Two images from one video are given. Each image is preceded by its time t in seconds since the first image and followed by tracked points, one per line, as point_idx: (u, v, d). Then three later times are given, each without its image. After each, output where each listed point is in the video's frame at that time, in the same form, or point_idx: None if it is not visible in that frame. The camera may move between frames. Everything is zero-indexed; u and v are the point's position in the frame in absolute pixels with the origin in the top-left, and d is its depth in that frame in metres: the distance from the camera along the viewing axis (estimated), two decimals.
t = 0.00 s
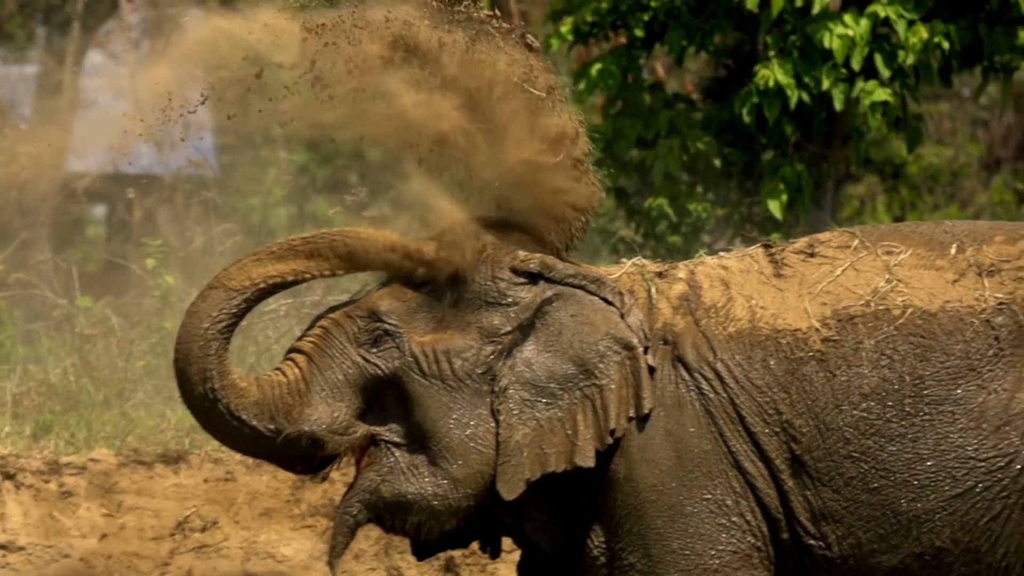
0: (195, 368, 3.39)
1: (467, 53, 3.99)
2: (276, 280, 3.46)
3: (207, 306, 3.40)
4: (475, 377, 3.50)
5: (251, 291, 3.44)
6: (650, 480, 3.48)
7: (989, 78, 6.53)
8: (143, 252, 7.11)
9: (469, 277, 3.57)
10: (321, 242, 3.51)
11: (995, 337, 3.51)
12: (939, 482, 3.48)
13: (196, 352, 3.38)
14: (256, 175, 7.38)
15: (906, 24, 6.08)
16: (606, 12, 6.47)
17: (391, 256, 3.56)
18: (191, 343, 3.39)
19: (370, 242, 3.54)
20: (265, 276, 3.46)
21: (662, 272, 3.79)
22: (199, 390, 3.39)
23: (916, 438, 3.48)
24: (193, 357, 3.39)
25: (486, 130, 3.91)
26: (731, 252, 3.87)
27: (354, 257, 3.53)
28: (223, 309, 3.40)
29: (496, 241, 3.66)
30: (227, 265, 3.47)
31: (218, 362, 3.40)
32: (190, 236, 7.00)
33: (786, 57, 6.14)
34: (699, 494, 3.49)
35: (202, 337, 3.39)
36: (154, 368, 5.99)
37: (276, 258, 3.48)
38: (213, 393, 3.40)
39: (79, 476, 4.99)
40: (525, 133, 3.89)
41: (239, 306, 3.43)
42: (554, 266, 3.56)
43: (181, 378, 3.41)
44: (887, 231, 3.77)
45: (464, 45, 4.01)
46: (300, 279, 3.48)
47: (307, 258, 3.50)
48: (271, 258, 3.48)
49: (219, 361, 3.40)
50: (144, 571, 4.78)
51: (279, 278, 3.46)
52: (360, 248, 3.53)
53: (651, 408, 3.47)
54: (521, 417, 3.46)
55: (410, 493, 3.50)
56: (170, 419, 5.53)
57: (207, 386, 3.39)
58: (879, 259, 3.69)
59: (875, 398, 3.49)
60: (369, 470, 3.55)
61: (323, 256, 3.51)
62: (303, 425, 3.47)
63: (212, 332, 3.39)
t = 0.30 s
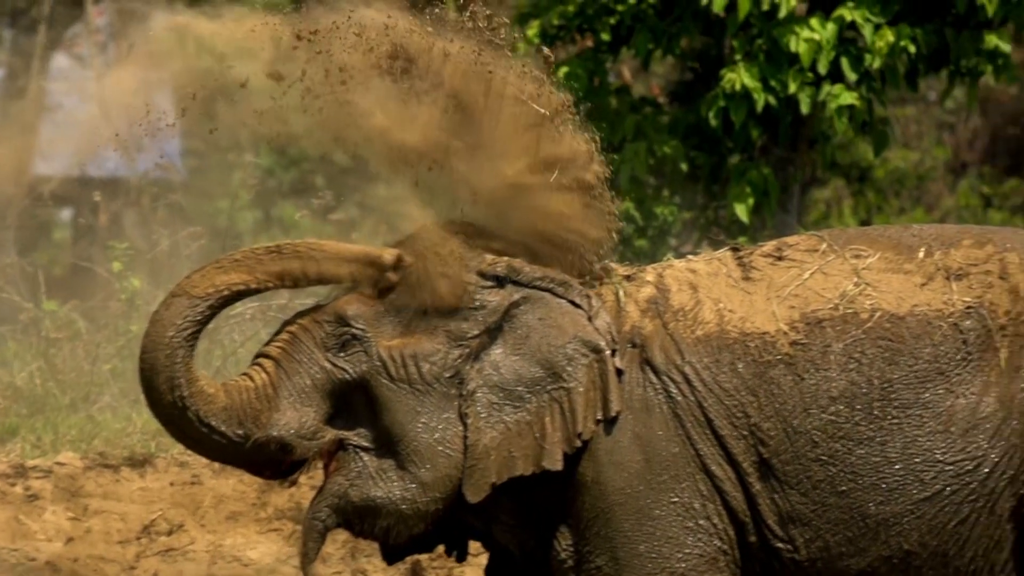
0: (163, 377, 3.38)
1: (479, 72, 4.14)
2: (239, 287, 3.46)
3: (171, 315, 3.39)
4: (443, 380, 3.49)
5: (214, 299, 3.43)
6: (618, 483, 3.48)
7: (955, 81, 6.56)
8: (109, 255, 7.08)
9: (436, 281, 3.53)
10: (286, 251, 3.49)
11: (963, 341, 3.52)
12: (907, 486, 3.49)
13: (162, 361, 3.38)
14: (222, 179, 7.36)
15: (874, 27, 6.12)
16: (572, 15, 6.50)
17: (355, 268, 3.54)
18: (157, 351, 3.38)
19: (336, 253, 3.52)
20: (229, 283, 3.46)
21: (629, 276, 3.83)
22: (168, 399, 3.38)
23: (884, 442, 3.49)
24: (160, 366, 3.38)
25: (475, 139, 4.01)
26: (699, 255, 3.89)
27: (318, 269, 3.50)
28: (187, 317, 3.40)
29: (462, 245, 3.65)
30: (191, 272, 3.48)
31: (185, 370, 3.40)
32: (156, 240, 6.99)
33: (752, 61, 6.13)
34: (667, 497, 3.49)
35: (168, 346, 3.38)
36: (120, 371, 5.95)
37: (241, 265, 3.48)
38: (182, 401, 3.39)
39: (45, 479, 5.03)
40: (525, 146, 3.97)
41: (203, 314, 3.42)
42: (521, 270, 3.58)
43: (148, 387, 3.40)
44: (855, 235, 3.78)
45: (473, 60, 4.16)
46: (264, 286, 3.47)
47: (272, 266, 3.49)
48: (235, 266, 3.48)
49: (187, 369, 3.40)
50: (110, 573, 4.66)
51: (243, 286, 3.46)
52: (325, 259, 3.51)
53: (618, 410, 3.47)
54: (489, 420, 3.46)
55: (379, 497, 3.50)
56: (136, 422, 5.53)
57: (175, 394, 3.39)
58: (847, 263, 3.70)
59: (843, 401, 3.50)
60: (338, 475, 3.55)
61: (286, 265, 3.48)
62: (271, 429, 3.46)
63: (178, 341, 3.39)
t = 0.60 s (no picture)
0: (136, 384, 3.37)
1: (493, 92, 4.30)
2: (209, 293, 3.45)
3: (143, 322, 3.39)
4: (419, 383, 3.49)
5: (184, 305, 3.42)
6: (594, 484, 3.48)
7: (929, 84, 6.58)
8: (83, 257, 7.05)
9: (411, 284, 3.55)
10: (258, 255, 3.51)
11: (939, 343, 3.54)
12: (883, 487, 3.51)
13: (136, 368, 3.37)
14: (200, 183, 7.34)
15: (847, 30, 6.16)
16: (547, 18, 6.45)
17: (325, 272, 3.56)
18: (131, 358, 3.38)
19: (306, 257, 3.54)
20: (200, 289, 3.45)
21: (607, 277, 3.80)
22: (143, 405, 3.37)
23: (861, 444, 3.50)
24: (134, 373, 3.38)
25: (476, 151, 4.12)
26: (676, 257, 3.90)
27: (289, 273, 3.52)
28: (159, 323, 3.39)
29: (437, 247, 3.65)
30: (161, 279, 3.47)
31: (160, 377, 3.39)
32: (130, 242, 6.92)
33: (726, 62, 6.15)
34: (643, 499, 3.50)
35: (141, 353, 3.38)
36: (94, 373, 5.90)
37: (211, 271, 3.48)
38: (158, 407, 3.38)
39: (19, 481, 5.01)
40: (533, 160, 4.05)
41: (174, 319, 3.42)
42: (497, 271, 3.57)
43: (122, 395, 3.40)
44: (832, 237, 3.79)
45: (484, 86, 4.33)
46: (236, 291, 3.48)
47: (243, 270, 3.50)
48: (205, 270, 3.48)
49: (161, 375, 3.39)
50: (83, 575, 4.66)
51: (214, 292, 3.46)
52: (295, 262, 3.53)
53: (594, 412, 3.46)
54: (466, 422, 3.46)
55: (355, 500, 3.49)
56: (111, 424, 5.52)
57: (151, 400, 3.38)
58: (823, 265, 3.71)
59: (820, 403, 3.51)
60: (315, 478, 3.54)
61: (258, 268, 3.50)
62: (248, 433, 3.45)
63: (151, 347, 3.38)
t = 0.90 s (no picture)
0: (113, 390, 3.36)
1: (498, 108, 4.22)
2: (182, 297, 3.42)
3: (116, 328, 3.36)
4: (397, 384, 3.48)
5: (155, 310, 3.40)
6: (572, 483, 3.48)
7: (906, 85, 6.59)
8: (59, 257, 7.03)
9: (389, 284, 3.54)
10: (228, 258, 3.49)
11: (918, 343, 3.55)
12: (862, 487, 3.52)
13: (112, 375, 3.35)
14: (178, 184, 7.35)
15: (824, 31, 6.17)
16: (524, 18, 6.47)
17: (296, 271, 3.51)
18: (106, 366, 3.35)
19: (276, 257, 3.50)
20: (171, 294, 3.42)
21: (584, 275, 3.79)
22: (121, 411, 3.36)
23: (839, 443, 3.52)
24: (110, 380, 3.36)
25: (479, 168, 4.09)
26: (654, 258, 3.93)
27: (260, 273, 3.48)
28: (131, 329, 3.36)
29: (415, 248, 3.61)
30: (132, 287, 3.44)
31: (135, 382, 3.38)
32: (106, 242, 6.86)
33: (703, 63, 6.15)
34: (622, 498, 3.50)
35: (116, 359, 3.36)
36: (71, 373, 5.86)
37: (183, 276, 3.45)
38: (136, 412, 3.37)
39: None
40: (534, 178, 3.98)
41: (146, 325, 3.39)
42: (474, 271, 3.56)
43: (100, 402, 3.38)
44: (811, 237, 3.81)
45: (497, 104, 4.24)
46: (206, 294, 3.43)
47: (214, 273, 3.46)
48: (177, 276, 3.46)
49: (138, 380, 3.38)
50: None
51: (184, 296, 3.42)
52: (266, 264, 3.49)
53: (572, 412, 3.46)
54: (445, 423, 3.46)
55: (334, 501, 3.48)
56: (88, 425, 5.51)
57: (128, 406, 3.36)
58: (802, 265, 3.72)
59: (799, 403, 3.52)
60: (293, 480, 3.53)
61: (228, 271, 3.47)
62: (227, 435, 3.44)
63: (125, 355, 3.36)
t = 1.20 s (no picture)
0: (96, 394, 3.36)
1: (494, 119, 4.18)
2: (158, 298, 3.40)
3: (94, 332, 3.36)
4: (380, 383, 3.47)
5: (132, 311, 3.39)
6: (554, 481, 3.48)
7: (887, 83, 6.60)
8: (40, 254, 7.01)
9: (371, 282, 3.55)
10: (202, 256, 3.47)
11: (901, 341, 3.56)
12: (846, 485, 3.53)
13: (93, 379, 3.36)
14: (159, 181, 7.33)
15: (805, 29, 6.18)
16: (505, 17, 6.49)
17: (271, 269, 3.49)
18: (86, 370, 3.36)
19: (251, 255, 3.48)
20: (147, 296, 3.41)
21: (562, 276, 3.76)
22: (104, 414, 3.37)
23: (822, 442, 3.53)
24: (92, 384, 3.36)
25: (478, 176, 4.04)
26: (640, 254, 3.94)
27: (235, 270, 3.45)
28: (109, 332, 3.36)
29: (397, 246, 3.62)
30: (108, 291, 3.43)
31: (116, 385, 3.38)
32: (88, 240, 6.81)
33: (684, 62, 6.16)
34: (604, 496, 3.50)
35: (97, 363, 3.36)
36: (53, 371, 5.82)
37: (158, 277, 3.45)
38: (119, 415, 3.37)
39: None
40: (517, 176, 3.99)
41: (124, 327, 3.38)
42: (456, 270, 3.55)
43: (83, 406, 3.38)
44: (793, 236, 3.82)
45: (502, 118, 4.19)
46: (182, 293, 3.42)
47: (188, 272, 3.45)
48: (153, 277, 3.45)
49: (120, 384, 3.38)
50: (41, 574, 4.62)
51: (161, 296, 3.41)
52: (240, 261, 3.47)
53: (554, 409, 3.47)
54: (429, 421, 3.45)
55: (318, 500, 3.48)
56: (69, 423, 5.50)
57: (111, 409, 3.37)
58: (785, 264, 3.74)
59: (782, 401, 3.53)
60: (277, 479, 3.53)
61: (203, 269, 3.45)
62: (211, 435, 3.43)
63: (105, 359, 3.36)
